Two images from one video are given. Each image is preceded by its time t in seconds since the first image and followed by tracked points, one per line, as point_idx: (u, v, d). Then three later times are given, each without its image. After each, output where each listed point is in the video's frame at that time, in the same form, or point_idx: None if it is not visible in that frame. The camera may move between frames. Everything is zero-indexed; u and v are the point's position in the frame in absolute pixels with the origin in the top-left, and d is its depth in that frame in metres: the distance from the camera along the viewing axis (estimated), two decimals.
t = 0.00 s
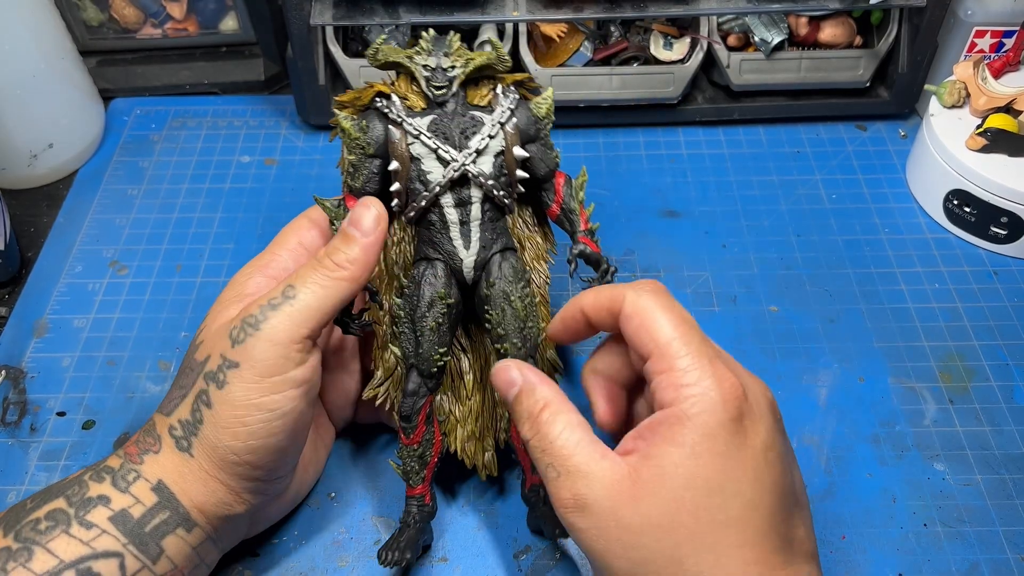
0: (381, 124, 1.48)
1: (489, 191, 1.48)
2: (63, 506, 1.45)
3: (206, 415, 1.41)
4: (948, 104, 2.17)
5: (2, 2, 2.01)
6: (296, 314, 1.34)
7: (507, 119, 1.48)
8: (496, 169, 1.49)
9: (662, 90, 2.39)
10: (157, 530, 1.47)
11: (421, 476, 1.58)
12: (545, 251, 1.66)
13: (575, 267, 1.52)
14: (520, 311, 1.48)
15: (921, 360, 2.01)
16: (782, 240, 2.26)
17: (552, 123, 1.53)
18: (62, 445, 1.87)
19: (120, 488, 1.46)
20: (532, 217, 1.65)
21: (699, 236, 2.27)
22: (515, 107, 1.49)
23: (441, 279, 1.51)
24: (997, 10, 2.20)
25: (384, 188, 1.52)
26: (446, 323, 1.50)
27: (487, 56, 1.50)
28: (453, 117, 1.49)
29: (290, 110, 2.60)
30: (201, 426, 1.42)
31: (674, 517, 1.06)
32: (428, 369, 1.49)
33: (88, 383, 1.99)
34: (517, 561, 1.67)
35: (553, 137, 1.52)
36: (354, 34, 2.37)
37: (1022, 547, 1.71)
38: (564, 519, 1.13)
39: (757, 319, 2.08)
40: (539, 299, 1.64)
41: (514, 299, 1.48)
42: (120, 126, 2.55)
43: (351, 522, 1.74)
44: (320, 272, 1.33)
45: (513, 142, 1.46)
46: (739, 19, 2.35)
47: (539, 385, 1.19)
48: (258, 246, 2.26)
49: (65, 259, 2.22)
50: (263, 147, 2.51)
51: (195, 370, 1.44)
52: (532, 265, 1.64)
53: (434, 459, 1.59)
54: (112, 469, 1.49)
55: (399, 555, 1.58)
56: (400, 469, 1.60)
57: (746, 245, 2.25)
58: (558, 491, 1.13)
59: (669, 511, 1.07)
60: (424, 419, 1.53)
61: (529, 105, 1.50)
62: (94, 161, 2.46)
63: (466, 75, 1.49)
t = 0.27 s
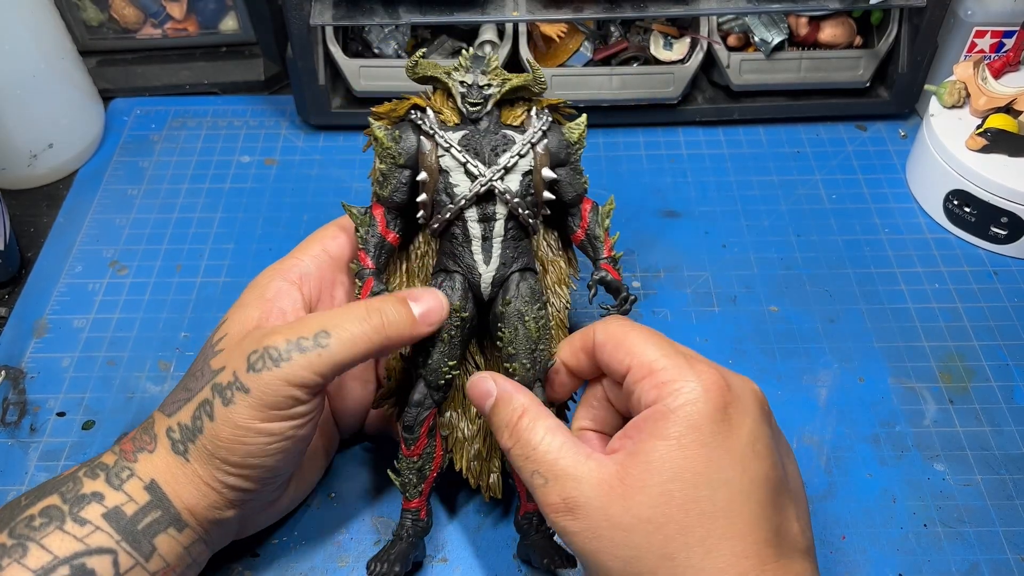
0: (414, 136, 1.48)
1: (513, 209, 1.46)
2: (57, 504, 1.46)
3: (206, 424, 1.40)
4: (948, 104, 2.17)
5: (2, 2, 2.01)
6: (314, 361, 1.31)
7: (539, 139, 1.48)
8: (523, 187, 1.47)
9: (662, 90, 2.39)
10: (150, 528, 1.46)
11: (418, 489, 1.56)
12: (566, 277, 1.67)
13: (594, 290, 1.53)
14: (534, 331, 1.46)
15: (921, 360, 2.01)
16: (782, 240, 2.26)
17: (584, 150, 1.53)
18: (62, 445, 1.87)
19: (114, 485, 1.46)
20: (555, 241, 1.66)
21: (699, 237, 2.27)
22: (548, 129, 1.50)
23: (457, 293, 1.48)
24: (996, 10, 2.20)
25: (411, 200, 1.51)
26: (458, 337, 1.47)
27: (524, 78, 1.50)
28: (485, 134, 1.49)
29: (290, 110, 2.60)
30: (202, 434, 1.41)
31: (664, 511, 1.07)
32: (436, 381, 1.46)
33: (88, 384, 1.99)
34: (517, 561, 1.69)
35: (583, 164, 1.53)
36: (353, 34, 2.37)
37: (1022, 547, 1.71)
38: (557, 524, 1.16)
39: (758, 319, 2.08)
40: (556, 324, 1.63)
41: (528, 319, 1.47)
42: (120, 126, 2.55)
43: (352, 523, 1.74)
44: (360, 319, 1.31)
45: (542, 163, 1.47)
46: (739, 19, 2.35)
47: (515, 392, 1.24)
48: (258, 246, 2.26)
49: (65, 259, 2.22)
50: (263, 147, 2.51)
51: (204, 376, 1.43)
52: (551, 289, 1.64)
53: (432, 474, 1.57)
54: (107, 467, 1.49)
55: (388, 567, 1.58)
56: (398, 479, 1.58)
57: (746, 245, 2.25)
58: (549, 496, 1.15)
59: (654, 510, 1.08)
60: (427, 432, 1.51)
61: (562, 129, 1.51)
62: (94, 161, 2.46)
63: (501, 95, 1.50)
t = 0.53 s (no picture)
0: (418, 130, 1.52)
1: (514, 198, 1.47)
2: (44, 489, 1.45)
3: (197, 414, 1.40)
4: (948, 104, 2.17)
5: (2, 2, 2.01)
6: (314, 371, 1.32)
7: (541, 133, 1.50)
8: (524, 178, 1.49)
9: (662, 90, 2.39)
10: (137, 513, 1.46)
11: (414, 480, 1.52)
12: (570, 278, 1.66)
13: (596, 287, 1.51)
14: (532, 321, 1.44)
15: (921, 361, 2.01)
16: (783, 240, 2.26)
17: (586, 148, 1.56)
18: (62, 444, 1.88)
19: (101, 471, 1.47)
20: (560, 241, 1.67)
21: (699, 236, 2.27)
22: (551, 125, 1.52)
23: (457, 281, 1.48)
24: (996, 10, 2.20)
25: (414, 192, 1.53)
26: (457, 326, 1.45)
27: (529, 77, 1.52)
28: (488, 128, 1.51)
29: (290, 110, 2.59)
30: (195, 423, 1.41)
31: (697, 507, 1.09)
32: (434, 369, 1.45)
33: (88, 384, 1.99)
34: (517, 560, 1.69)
35: (585, 161, 1.55)
36: (353, 33, 2.37)
37: (1022, 547, 1.71)
38: (583, 525, 1.14)
39: (758, 319, 2.08)
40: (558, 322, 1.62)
41: (526, 309, 1.45)
42: (120, 126, 2.55)
43: (352, 522, 1.74)
44: (360, 329, 1.30)
45: (544, 156, 1.49)
46: (739, 19, 2.35)
47: (529, 396, 1.21)
48: (258, 246, 2.26)
49: (65, 259, 2.22)
50: (263, 146, 2.51)
51: (200, 367, 1.44)
52: (555, 288, 1.64)
53: (430, 466, 1.53)
54: (94, 453, 1.49)
55: (378, 557, 1.50)
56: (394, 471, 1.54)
57: (746, 245, 2.25)
58: (575, 496, 1.14)
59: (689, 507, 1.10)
60: (424, 422, 1.48)
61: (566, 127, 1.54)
62: (94, 161, 2.46)
63: (506, 92, 1.50)
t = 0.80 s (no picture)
0: (392, 127, 1.53)
1: (478, 190, 1.47)
2: (41, 486, 1.45)
3: (176, 397, 1.43)
4: (948, 104, 2.17)
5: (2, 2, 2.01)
6: (268, 306, 1.37)
7: (512, 131, 1.52)
8: (490, 172, 1.49)
9: (662, 90, 2.39)
10: (132, 508, 1.47)
11: (357, 471, 1.42)
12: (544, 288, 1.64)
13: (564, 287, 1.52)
14: (488, 310, 1.41)
15: (921, 361, 2.01)
16: (783, 240, 2.26)
17: (561, 153, 1.58)
18: (62, 445, 1.88)
19: (96, 467, 1.48)
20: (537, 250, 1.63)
21: (699, 236, 2.27)
22: (523, 125, 1.54)
23: (415, 269, 1.44)
24: (997, 10, 2.20)
25: (385, 189, 1.54)
26: (410, 314, 1.41)
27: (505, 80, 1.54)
28: (461, 127, 1.52)
29: (290, 110, 2.60)
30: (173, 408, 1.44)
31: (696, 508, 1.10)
32: (384, 356, 1.39)
33: (88, 384, 1.99)
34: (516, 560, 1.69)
35: (560, 165, 1.56)
36: (353, 33, 2.37)
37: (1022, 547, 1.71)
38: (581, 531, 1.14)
39: (758, 319, 2.08)
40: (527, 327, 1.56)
41: (482, 298, 1.41)
42: (120, 126, 2.55)
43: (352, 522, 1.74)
44: (306, 267, 1.38)
45: (512, 153, 1.50)
46: (739, 19, 2.35)
47: (574, 421, 1.20)
48: (258, 246, 2.26)
49: (65, 259, 2.22)
50: (263, 147, 2.51)
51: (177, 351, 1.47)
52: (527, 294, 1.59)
53: (375, 458, 1.44)
54: (89, 450, 1.51)
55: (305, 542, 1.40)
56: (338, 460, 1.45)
57: (746, 245, 2.25)
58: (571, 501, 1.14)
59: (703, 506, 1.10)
60: (372, 410, 1.41)
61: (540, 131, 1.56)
62: (94, 161, 2.46)
63: (481, 94, 1.52)
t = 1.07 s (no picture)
0: (376, 154, 1.49)
1: (466, 231, 1.45)
2: (52, 503, 1.45)
3: (185, 422, 1.42)
4: (948, 104, 2.17)
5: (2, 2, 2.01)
6: (275, 328, 1.35)
7: (499, 159, 1.46)
8: (479, 209, 1.46)
9: (662, 90, 2.39)
10: (145, 528, 1.47)
11: (362, 513, 1.54)
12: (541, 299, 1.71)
13: (557, 317, 1.48)
14: (481, 359, 1.42)
15: (921, 361, 2.01)
16: (783, 240, 2.26)
17: (557, 166, 1.50)
18: (62, 445, 1.87)
19: (108, 486, 1.48)
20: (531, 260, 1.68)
21: (699, 236, 2.27)
22: (512, 149, 1.48)
23: (407, 315, 1.48)
24: (996, 10, 2.20)
25: (372, 219, 1.53)
26: (404, 362, 1.46)
27: (492, 93, 1.49)
28: (446, 154, 1.49)
29: (290, 110, 2.59)
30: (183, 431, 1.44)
31: (697, 512, 1.10)
32: (381, 405, 1.46)
33: (88, 383, 1.99)
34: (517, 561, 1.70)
35: (556, 182, 1.51)
36: (353, 33, 2.37)
37: (1022, 546, 1.71)
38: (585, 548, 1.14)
39: (758, 319, 2.08)
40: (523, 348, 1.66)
41: (474, 347, 1.43)
42: (120, 126, 2.55)
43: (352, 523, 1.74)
44: (315, 286, 1.37)
45: (501, 184, 1.46)
46: (739, 19, 2.35)
47: (540, 444, 1.17)
48: (258, 246, 2.26)
49: (65, 259, 2.22)
50: (263, 146, 2.51)
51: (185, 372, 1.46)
52: (526, 311, 1.68)
53: (379, 498, 1.55)
54: (101, 467, 1.50)
55: None
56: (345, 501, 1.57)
57: (746, 245, 2.25)
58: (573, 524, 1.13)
59: (691, 505, 1.10)
60: (372, 456, 1.50)
61: (532, 147, 1.49)
62: (94, 161, 2.46)
63: (469, 109, 1.48)
